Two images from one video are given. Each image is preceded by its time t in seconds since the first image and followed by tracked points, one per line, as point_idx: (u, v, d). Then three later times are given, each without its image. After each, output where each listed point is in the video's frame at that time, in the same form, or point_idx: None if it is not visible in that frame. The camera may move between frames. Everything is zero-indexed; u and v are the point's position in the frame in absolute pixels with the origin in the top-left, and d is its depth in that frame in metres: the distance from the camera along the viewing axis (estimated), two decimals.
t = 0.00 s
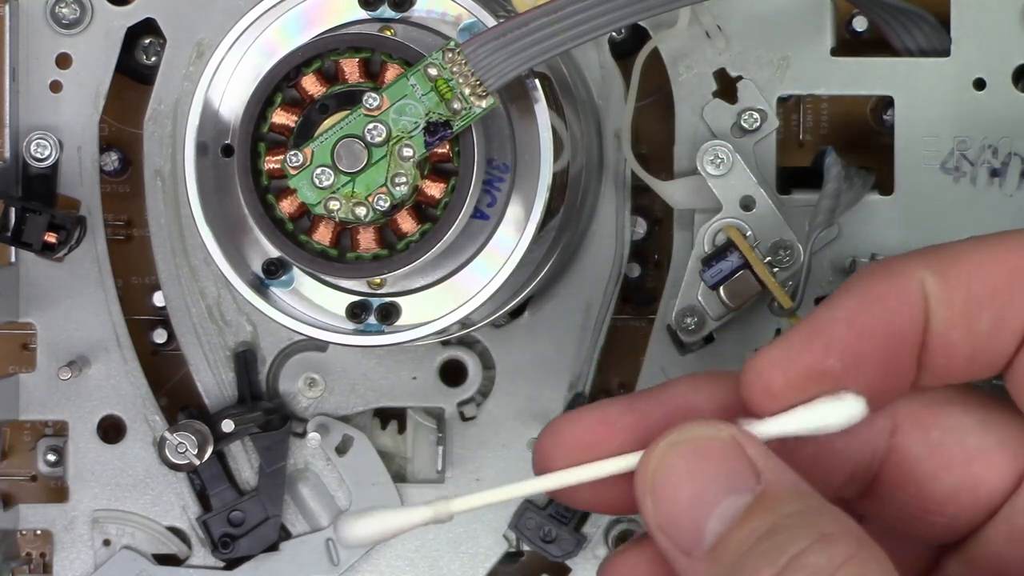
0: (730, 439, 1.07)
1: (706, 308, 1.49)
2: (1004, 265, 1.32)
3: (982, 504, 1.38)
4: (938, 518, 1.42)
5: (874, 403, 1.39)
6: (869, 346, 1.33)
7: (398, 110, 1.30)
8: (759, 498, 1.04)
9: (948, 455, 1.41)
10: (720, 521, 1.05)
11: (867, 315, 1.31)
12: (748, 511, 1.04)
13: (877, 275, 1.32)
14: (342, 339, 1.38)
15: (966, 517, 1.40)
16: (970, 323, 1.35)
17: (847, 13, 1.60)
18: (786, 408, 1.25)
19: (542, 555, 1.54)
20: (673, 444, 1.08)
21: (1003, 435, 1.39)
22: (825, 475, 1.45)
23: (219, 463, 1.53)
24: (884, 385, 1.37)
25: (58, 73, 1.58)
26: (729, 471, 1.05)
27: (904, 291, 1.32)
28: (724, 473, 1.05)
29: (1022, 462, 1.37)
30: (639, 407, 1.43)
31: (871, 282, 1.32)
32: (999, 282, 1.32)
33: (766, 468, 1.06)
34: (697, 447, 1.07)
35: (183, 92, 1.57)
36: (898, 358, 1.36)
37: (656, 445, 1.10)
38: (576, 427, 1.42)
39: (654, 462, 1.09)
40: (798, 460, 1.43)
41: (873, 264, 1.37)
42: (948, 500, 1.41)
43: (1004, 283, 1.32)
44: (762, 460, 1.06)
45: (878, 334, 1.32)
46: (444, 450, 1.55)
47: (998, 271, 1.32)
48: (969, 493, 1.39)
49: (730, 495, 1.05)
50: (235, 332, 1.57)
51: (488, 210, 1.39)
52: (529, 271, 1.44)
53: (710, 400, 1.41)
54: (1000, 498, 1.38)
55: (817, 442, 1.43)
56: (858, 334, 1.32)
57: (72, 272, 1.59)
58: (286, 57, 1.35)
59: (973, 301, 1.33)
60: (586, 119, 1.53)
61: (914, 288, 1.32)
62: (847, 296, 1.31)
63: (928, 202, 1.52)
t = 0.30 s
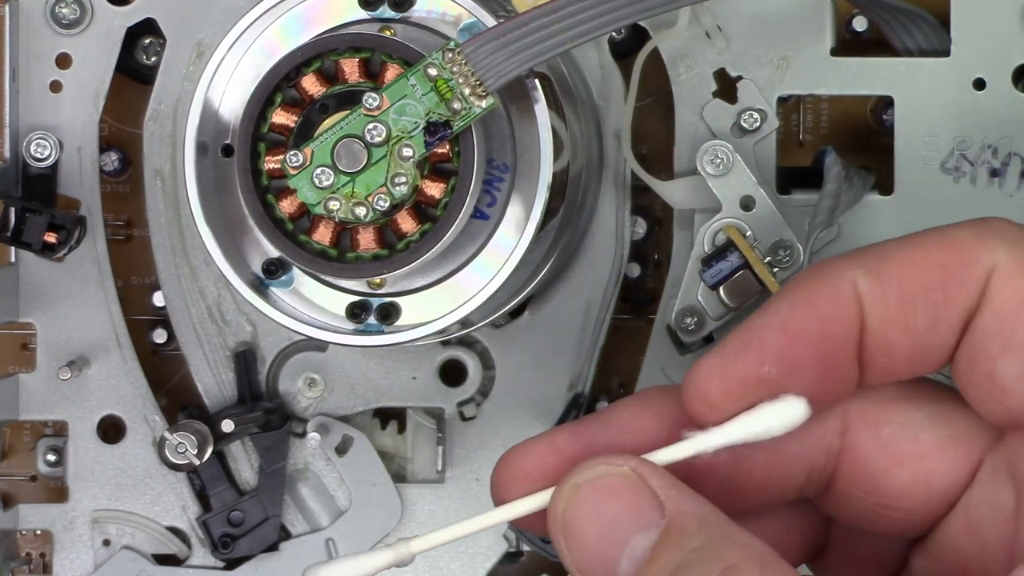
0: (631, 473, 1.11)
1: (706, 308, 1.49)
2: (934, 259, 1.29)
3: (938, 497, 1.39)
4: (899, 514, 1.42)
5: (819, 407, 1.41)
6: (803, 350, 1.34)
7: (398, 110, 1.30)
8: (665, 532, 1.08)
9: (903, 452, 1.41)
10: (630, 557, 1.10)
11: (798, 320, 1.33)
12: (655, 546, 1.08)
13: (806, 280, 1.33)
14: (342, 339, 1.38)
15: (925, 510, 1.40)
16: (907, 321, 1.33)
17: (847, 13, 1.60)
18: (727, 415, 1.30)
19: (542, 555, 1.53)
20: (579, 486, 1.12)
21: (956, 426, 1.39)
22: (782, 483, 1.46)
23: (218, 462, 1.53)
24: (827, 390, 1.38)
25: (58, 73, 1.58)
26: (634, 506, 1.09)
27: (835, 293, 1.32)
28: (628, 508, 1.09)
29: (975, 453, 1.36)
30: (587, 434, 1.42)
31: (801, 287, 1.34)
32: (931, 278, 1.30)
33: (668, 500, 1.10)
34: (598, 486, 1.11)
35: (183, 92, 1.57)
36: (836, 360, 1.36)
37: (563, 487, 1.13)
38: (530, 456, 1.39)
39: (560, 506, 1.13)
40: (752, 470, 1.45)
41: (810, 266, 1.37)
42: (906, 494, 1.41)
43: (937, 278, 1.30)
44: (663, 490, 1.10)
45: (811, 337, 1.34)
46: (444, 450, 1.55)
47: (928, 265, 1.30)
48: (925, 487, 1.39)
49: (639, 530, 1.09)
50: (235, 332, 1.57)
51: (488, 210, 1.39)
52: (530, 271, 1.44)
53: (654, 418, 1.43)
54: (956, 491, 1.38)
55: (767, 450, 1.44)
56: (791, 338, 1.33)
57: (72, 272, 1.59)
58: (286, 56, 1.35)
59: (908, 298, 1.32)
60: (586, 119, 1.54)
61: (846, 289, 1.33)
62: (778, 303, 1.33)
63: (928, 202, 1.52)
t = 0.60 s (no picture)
0: (619, 522, 1.11)
1: (706, 307, 1.49)
2: (933, 267, 1.29)
3: (938, 501, 1.39)
4: (902, 518, 1.42)
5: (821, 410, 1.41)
6: (803, 357, 1.36)
7: (398, 110, 1.30)
8: None
9: (903, 454, 1.42)
10: None
11: (797, 327, 1.34)
12: None
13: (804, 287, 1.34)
14: (342, 339, 1.38)
15: (927, 514, 1.40)
16: (905, 327, 1.33)
17: (847, 13, 1.60)
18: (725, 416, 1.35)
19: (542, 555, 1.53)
20: (569, 536, 1.12)
21: (957, 430, 1.39)
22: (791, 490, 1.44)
23: (219, 462, 1.53)
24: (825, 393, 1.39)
25: (58, 73, 1.58)
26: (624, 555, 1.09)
27: (834, 301, 1.33)
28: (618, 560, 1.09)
29: (975, 457, 1.36)
30: (611, 475, 1.39)
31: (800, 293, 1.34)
32: (928, 284, 1.30)
33: (655, 545, 1.11)
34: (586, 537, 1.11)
35: (184, 92, 1.57)
36: (834, 365, 1.37)
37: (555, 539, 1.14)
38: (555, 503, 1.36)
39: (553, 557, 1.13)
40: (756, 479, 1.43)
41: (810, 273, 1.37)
42: (905, 498, 1.41)
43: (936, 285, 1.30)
44: (650, 537, 1.11)
45: (810, 342, 1.35)
46: (444, 450, 1.55)
47: (926, 272, 1.30)
48: (926, 490, 1.39)
49: None
50: (235, 332, 1.57)
51: (488, 210, 1.39)
52: (529, 271, 1.44)
53: (662, 447, 1.41)
54: (957, 496, 1.38)
55: (776, 457, 1.43)
56: (787, 343, 1.35)
57: (72, 272, 1.59)
58: (286, 57, 1.35)
59: (906, 304, 1.32)
60: (586, 120, 1.54)
61: (845, 296, 1.33)
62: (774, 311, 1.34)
63: (928, 202, 1.52)
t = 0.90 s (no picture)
0: None
1: (706, 307, 1.48)
2: (807, 302, 1.25)
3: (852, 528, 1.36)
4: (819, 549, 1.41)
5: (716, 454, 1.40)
6: (696, 408, 1.35)
7: (398, 110, 1.30)
8: None
9: (814, 486, 1.40)
10: None
11: (677, 380, 1.33)
12: None
13: (687, 340, 1.33)
14: (342, 339, 1.38)
15: (843, 542, 1.38)
16: (795, 366, 1.30)
17: (847, 13, 1.60)
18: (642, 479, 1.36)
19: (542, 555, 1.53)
20: None
21: (865, 456, 1.37)
22: (707, 540, 1.43)
23: (219, 462, 1.53)
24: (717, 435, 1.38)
25: (58, 73, 1.58)
26: None
27: (711, 346, 1.31)
28: None
29: (885, 481, 1.34)
30: (534, 560, 1.38)
31: (682, 345, 1.33)
32: (810, 321, 1.25)
33: None
34: None
35: (184, 92, 1.57)
36: (730, 407, 1.36)
37: None
38: None
39: None
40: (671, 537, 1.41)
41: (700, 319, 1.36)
42: (821, 529, 1.39)
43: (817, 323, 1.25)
44: None
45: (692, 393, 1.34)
46: (444, 450, 1.54)
47: (808, 309, 1.25)
48: (837, 520, 1.37)
49: None
50: (235, 332, 1.57)
51: (488, 210, 1.39)
52: (530, 271, 1.44)
53: (572, 525, 1.40)
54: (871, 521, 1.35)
55: (693, 510, 1.41)
56: (677, 396, 1.34)
57: (72, 272, 1.59)
58: (286, 57, 1.35)
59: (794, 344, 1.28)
60: (586, 120, 1.54)
61: (729, 342, 1.30)
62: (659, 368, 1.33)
63: (928, 202, 1.52)
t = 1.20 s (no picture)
0: None
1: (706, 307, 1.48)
2: (742, 324, 1.30)
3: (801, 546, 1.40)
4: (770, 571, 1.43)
5: (662, 481, 1.44)
6: (631, 434, 1.39)
7: (398, 110, 1.30)
8: None
9: (758, 508, 1.43)
10: None
11: (616, 408, 1.38)
12: None
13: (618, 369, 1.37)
14: (342, 339, 1.38)
15: (792, 562, 1.42)
16: (727, 388, 1.35)
17: (847, 13, 1.60)
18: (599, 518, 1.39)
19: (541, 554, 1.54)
20: None
21: (805, 473, 1.41)
22: None
23: (219, 462, 1.53)
24: (662, 461, 1.42)
25: (58, 73, 1.58)
26: None
27: (651, 374, 1.36)
28: None
29: (827, 497, 1.38)
30: None
31: (614, 376, 1.38)
32: (737, 344, 1.31)
33: None
34: None
35: (183, 92, 1.57)
36: (665, 431, 1.40)
37: None
38: None
39: None
40: None
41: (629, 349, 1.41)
42: (770, 549, 1.42)
43: (744, 345, 1.31)
44: None
45: (631, 421, 1.39)
46: (444, 450, 1.54)
47: (735, 332, 1.30)
48: (786, 539, 1.41)
49: None
50: (235, 332, 1.57)
51: (488, 209, 1.39)
52: (530, 271, 1.44)
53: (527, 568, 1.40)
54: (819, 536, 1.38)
55: (643, 544, 1.42)
56: (614, 424, 1.38)
57: (72, 272, 1.59)
58: (287, 57, 1.35)
59: (722, 368, 1.34)
60: (586, 120, 1.54)
61: (660, 368, 1.35)
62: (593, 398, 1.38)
63: (928, 202, 1.52)
